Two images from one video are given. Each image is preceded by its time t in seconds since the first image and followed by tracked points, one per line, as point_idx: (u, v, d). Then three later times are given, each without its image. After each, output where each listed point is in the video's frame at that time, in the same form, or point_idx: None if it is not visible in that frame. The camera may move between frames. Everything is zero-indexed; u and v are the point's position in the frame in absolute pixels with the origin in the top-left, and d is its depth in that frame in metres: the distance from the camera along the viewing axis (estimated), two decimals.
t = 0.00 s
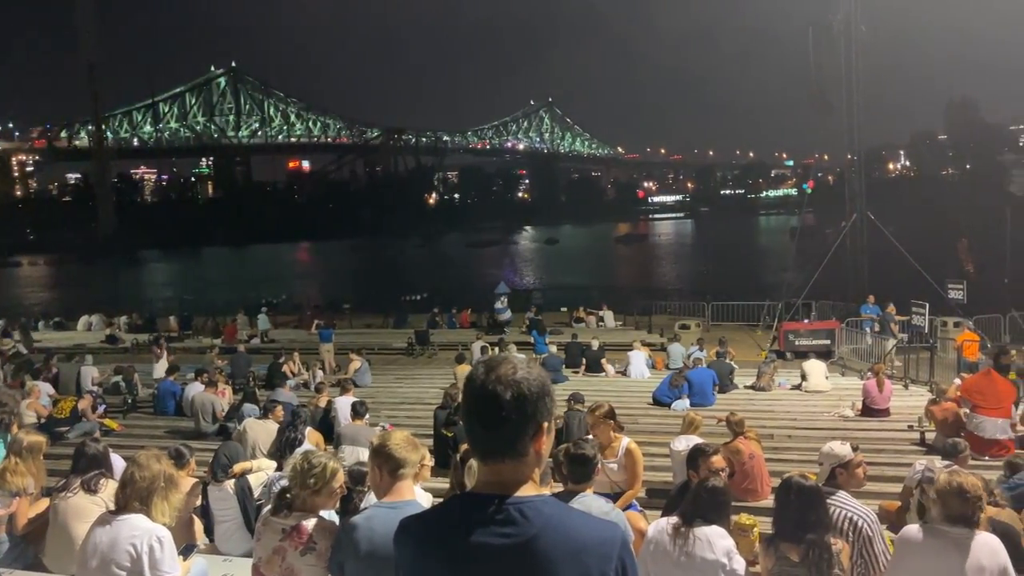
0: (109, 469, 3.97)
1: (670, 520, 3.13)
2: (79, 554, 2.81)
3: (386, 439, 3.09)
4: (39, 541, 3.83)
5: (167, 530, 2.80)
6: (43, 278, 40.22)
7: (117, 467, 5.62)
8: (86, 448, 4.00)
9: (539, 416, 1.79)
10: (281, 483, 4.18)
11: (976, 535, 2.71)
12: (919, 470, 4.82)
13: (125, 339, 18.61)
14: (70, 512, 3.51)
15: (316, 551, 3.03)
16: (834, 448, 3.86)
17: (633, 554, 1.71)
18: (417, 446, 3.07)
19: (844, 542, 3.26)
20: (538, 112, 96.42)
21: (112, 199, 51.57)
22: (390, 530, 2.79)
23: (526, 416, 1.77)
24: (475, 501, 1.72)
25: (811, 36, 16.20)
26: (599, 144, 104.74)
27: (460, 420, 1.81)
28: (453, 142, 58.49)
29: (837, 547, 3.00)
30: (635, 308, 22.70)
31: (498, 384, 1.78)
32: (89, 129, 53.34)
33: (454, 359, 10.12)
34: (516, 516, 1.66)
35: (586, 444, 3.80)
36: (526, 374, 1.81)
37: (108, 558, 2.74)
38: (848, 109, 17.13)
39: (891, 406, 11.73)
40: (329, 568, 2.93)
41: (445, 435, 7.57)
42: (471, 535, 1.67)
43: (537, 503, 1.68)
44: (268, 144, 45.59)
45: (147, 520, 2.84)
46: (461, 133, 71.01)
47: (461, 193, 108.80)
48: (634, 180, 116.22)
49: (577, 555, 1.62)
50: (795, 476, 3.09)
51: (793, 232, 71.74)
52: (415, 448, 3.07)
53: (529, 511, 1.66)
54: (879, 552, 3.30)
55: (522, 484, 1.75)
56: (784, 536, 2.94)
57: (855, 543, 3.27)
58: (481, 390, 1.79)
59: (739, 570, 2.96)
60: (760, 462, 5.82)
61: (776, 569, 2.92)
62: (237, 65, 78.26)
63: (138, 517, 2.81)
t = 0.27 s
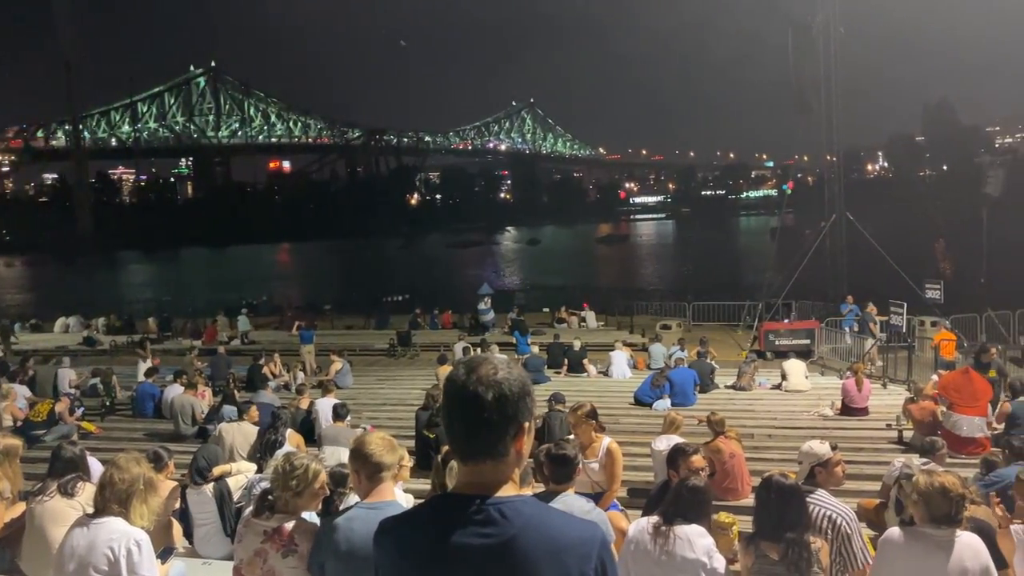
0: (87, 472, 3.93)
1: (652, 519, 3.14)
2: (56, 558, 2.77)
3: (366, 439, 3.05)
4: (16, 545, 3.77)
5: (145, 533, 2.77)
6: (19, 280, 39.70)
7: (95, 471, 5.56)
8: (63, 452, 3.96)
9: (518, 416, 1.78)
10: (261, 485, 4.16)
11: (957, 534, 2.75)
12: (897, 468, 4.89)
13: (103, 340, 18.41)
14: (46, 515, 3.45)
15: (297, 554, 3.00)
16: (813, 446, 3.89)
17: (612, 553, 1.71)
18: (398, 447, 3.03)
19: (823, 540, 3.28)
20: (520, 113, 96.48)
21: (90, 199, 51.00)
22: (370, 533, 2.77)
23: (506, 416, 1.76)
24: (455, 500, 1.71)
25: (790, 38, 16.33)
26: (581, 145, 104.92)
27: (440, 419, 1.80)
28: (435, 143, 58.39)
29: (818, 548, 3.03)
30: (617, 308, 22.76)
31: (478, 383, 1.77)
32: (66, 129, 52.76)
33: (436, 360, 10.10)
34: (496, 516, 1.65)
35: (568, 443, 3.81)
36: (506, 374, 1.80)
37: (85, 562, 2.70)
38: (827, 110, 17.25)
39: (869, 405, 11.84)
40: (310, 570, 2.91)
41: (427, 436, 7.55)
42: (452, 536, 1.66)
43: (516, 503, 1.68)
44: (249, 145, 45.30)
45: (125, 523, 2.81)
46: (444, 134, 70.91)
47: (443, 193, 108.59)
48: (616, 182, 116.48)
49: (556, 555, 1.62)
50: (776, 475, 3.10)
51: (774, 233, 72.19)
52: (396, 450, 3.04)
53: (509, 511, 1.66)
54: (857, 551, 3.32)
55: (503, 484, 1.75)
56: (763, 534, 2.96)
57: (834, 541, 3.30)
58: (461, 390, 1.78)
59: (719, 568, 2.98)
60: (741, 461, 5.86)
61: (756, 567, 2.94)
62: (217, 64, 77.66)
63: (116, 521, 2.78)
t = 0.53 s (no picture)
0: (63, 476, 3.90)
1: (632, 519, 3.14)
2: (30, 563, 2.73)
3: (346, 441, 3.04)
4: None
5: (123, 537, 2.74)
6: None
7: (74, 474, 5.50)
8: (42, 455, 3.93)
9: (501, 418, 1.79)
10: (242, 487, 4.14)
11: (937, 534, 2.78)
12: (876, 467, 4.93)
13: (81, 342, 18.21)
14: (23, 519, 3.39)
15: (279, 556, 2.99)
16: (793, 445, 3.90)
17: (594, 553, 1.71)
18: (378, 449, 3.02)
19: (804, 538, 3.30)
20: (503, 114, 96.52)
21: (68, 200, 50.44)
22: (350, 533, 2.76)
23: (490, 418, 1.77)
24: (437, 502, 1.71)
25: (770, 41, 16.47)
26: (564, 146, 105.08)
27: (422, 423, 1.80)
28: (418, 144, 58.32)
29: (799, 548, 3.06)
30: (599, 309, 22.83)
31: (462, 386, 1.77)
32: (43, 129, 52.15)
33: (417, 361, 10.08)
34: (477, 517, 1.65)
35: (551, 443, 3.81)
36: (490, 377, 1.81)
37: (62, 566, 2.67)
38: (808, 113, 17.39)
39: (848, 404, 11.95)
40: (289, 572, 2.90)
41: (409, 437, 7.53)
42: (433, 538, 1.65)
43: (497, 504, 1.68)
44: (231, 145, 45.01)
45: (104, 526, 2.77)
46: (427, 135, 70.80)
47: (426, 194, 108.37)
48: (598, 183, 116.75)
49: (536, 556, 1.62)
50: (757, 473, 3.11)
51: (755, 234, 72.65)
52: (377, 451, 3.04)
53: (490, 511, 1.66)
54: (836, 548, 3.34)
55: (485, 486, 1.75)
56: (743, 533, 2.97)
57: (814, 539, 3.32)
58: (445, 391, 1.78)
59: (699, 567, 2.98)
60: (722, 461, 5.89)
61: (736, 567, 2.96)
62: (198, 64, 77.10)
63: (94, 525, 2.75)
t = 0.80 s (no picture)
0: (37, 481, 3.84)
1: (612, 519, 3.14)
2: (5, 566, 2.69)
3: (327, 441, 3.05)
4: None
5: (100, 540, 2.70)
6: None
7: (51, 478, 5.43)
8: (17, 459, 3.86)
9: (483, 418, 1.79)
10: (221, 490, 4.10)
11: (915, 534, 2.80)
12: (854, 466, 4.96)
13: (58, 344, 17.99)
14: None
15: (259, 559, 2.96)
16: (772, 444, 3.92)
17: (573, 554, 1.71)
18: (360, 450, 3.04)
19: (784, 537, 3.31)
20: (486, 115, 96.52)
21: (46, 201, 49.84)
22: (330, 537, 2.74)
23: (472, 417, 1.76)
24: (419, 502, 1.70)
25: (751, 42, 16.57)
26: (547, 147, 105.18)
27: (402, 424, 1.79)
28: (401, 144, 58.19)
29: (780, 548, 3.06)
30: (581, 309, 22.86)
31: (445, 388, 1.77)
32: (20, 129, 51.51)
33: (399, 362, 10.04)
34: (455, 517, 1.64)
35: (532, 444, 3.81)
36: (472, 378, 1.81)
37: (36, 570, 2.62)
38: (789, 115, 17.49)
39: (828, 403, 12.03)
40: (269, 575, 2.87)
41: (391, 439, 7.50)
42: (414, 541, 1.63)
43: (474, 504, 1.67)
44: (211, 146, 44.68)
45: (80, 529, 2.73)
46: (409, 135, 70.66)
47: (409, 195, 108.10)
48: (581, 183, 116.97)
49: (515, 554, 1.61)
50: (736, 473, 3.12)
51: (736, 234, 73.04)
52: (357, 453, 3.02)
53: (468, 512, 1.65)
54: (815, 546, 3.36)
55: (464, 486, 1.74)
56: (724, 532, 2.98)
57: (794, 537, 3.33)
58: (426, 392, 1.77)
59: (680, 567, 2.98)
60: (703, 460, 5.90)
61: (716, 567, 2.96)
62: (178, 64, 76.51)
63: (70, 528, 2.71)
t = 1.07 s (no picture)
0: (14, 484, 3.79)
1: (593, 519, 3.15)
2: None
3: (305, 444, 3.02)
4: None
5: (78, 544, 2.67)
6: None
7: (28, 481, 5.36)
8: None
9: (461, 421, 1.80)
10: (202, 492, 4.08)
11: (891, 533, 2.82)
12: (835, 463, 4.99)
13: (36, 347, 17.79)
14: None
15: (239, 561, 2.94)
16: (753, 443, 3.94)
17: (552, 553, 1.73)
18: (341, 452, 3.03)
19: (764, 536, 3.34)
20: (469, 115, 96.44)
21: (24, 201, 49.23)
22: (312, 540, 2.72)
23: (451, 421, 1.78)
24: (397, 504, 1.72)
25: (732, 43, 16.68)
26: (530, 148, 105.26)
27: (381, 426, 1.81)
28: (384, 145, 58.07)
29: (760, 547, 3.08)
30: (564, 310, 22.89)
31: (424, 391, 1.78)
32: None
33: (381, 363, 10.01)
34: (433, 517, 1.67)
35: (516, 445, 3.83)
36: (452, 380, 1.83)
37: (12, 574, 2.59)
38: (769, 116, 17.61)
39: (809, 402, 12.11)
40: None
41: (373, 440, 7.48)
42: (393, 540, 1.67)
43: (453, 505, 1.69)
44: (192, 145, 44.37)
45: (58, 533, 2.71)
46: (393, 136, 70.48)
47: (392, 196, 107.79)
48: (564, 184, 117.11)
49: (493, 555, 1.63)
50: (718, 471, 3.13)
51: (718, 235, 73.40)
52: (338, 456, 3.02)
53: (446, 512, 1.67)
54: (794, 545, 3.39)
55: (443, 487, 1.75)
56: (705, 532, 2.99)
57: (774, 536, 3.36)
58: (404, 397, 1.79)
59: (660, 566, 3.00)
60: (685, 459, 5.93)
61: (697, 567, 2.98)
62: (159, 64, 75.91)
63: (48, 532, 2.68)
